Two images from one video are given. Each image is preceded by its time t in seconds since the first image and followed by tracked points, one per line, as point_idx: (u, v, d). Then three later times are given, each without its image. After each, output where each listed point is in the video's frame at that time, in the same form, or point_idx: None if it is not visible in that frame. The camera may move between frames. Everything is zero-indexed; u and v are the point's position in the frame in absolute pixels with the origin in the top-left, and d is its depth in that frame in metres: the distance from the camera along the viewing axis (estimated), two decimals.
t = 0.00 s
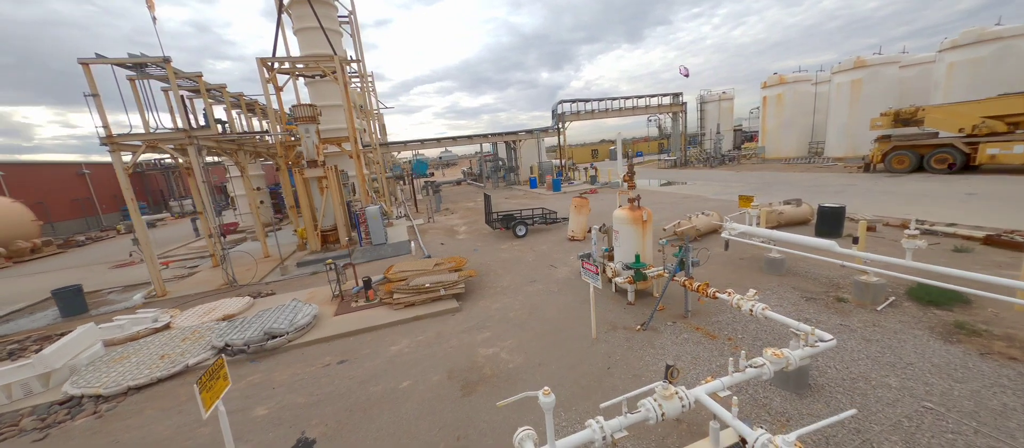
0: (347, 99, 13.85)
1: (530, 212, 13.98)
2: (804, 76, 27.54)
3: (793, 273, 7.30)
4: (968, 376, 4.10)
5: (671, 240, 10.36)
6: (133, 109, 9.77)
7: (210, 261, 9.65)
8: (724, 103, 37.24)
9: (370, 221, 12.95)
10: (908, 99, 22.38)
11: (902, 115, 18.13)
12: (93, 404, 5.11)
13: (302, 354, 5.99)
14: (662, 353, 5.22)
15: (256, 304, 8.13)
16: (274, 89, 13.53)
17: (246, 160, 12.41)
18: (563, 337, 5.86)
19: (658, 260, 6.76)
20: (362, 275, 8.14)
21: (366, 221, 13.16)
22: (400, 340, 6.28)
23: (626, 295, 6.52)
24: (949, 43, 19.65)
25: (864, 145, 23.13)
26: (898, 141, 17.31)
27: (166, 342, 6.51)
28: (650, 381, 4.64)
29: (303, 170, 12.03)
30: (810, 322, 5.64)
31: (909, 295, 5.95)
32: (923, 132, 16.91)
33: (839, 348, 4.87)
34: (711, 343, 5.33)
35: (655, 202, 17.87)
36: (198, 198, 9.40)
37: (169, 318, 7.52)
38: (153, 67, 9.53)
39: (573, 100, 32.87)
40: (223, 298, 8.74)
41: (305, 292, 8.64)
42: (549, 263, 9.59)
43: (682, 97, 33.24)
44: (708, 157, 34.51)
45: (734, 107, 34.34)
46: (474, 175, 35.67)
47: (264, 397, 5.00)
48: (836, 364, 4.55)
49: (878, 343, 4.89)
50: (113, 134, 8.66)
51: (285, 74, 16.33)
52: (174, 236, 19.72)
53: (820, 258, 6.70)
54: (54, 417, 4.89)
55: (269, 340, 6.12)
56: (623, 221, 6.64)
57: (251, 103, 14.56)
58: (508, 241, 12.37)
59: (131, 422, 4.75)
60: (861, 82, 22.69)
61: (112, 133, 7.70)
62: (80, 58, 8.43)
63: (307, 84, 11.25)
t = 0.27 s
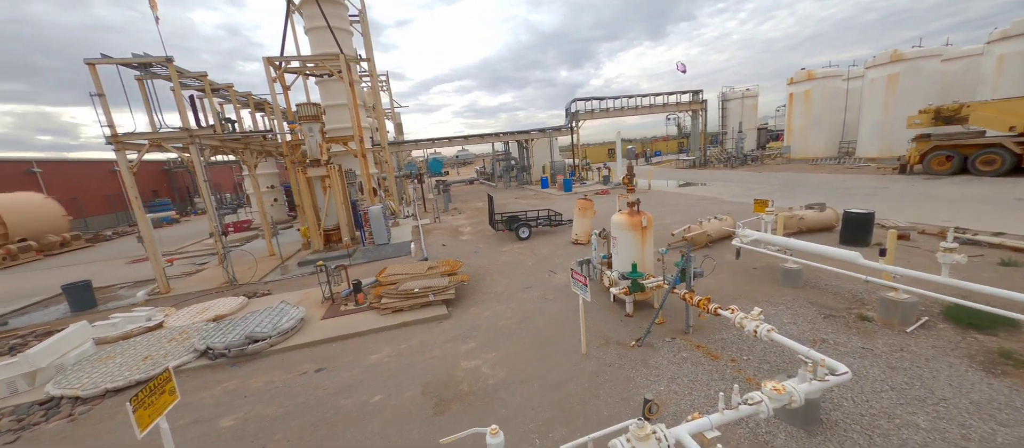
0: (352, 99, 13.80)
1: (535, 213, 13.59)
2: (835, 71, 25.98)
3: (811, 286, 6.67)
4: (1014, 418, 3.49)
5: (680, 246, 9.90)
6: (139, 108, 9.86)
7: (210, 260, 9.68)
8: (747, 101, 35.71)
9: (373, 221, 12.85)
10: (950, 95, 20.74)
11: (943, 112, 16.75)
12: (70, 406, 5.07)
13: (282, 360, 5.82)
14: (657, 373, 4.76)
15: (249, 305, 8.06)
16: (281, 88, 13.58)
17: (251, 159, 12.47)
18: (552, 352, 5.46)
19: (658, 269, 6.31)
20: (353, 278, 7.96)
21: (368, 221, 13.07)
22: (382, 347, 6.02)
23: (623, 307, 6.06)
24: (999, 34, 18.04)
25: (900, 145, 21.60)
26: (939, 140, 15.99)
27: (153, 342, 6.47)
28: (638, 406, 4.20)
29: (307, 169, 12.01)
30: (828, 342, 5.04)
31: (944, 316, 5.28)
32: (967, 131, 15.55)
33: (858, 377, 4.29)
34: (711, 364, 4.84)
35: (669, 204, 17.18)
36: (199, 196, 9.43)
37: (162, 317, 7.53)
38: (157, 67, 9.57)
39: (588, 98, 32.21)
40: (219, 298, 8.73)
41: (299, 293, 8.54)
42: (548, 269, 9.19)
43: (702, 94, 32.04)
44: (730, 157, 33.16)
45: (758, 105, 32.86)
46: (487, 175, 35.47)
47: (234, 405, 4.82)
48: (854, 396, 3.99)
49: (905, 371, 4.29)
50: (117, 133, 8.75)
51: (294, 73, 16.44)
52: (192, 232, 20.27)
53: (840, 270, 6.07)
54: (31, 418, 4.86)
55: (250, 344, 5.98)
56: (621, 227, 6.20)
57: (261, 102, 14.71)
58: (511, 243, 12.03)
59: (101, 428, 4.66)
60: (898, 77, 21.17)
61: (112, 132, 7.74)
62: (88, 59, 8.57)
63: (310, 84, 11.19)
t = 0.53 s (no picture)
0: (357, 98, 13.73)
1: (541, 215, 13.18)
2: (869, 65, 24.39)
3: (832, 302, 6.04)
4: None
5: (690, 252, 9.40)
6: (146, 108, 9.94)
7: (210, 259, 9.70)
8: (772, 98, 34.13)
9: (375, 221, 12.74)
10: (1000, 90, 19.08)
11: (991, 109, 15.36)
12: (46, 408, 5.01)
13: (260, 366, 5.64)
14: (649, 399, 4.31)
15: (241, 306, 7.98)
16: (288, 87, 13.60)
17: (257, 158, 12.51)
18: (538, 368, 5.07)
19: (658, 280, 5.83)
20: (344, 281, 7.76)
21: (371, 221, 12.96)
22: (363, 356, 5.77)
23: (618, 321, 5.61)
24: None
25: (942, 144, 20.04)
26: (986, 140, 14.67)
27: (140, 343, 6.43)
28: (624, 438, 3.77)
29: (310, 168, 11.97)
30: (848, 369, 4.46)
31: (988, 343, 4.61)
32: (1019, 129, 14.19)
33: (882, 414, 3.73)
34: (710, 390, 4.36)
35: (683, 207, 16.47)
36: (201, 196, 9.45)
37: (155, 317, 7.52)
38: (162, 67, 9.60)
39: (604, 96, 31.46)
40: (215, 298, 8.71)
41: (292, 294, 8.42)
42: (547, 274, 8.79)
43: (723, 92, 30.78)
44: (752, 157, 31.75)
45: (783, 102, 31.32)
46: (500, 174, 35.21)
47: (202, 415, 4.64)
48: (875, 437, 3.45)
49: (939, 409, 3.70)
50: (121, 132, 8.83)
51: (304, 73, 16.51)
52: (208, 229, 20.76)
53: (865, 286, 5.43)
54: (6, 420, 4.82)
55: (231, 350, 5.83)
56: (618, 234, 5.75)
57: (270, 102, 14.80)
58: (513, 246, 11.67)
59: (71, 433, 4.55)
60: (940, 71, 19.62)
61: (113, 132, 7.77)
62: (94, 59, 8.68)
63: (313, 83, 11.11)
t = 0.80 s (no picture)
0: (362, 97, 13.65)
1: (546, 217, 12.78)
2: (906, 59, 22.75)
3: (856, 322, 5.41)
4: None
5: (699, 260, 8.87)
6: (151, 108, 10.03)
7: (210, 259, 9.72)
8: (799, 96, 32.47)
9: (377, 222, 12.62)
10: None
11: None
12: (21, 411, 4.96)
13: (236, 374, 5.46)
14: (635, 431, 3.84)
15: (232, 307, 7.89)
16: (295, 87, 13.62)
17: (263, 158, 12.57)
18: (518, 389, 4.67)
19: (656, 293, 5.37)
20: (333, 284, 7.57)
21: (373, 221, 12.86)
22: (341, 365, 5.52)
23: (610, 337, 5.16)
24: None
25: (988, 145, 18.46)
26: None
27: (126, 344, 6.39)
28: None
29: (313, 168, 11.94)
30: (871, 403, 3.90)
31: None
32: None
33: None
34: (707, 422, 3.88)
35: (698, 210, 15.69)
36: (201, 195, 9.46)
37: (149, 317, 7.51)
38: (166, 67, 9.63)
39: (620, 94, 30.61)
40: (212, 298, 8.70)
41: (285, 297, 8.30)
42: (545, 281, 8.37)
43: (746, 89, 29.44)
44: (776, 157, 30.30)
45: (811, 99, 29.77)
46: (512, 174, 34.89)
47: (167, 425, 4.49)
48: None
49: None
50: (124, 132, 8.92)
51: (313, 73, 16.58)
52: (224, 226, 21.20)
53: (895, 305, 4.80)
54: None
55: (208, 356, 5.67)
56: (612, 242, 5.33)
57: (278, 101, 14.87)
58: (515, 249, 11.29)
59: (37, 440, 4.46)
60: (987, 64, 18.04)
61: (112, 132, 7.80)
62: (99, 59, 8.76)
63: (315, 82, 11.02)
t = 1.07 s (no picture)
0: (366, 96, 13.49)
1: (550, 220, 12.34)
2: (948, 53, 21.12)
3: (884, 347, 4.81)
4: None
5: (709, 270, 8.32)
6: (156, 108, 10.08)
7: (210, 259, 9.73)
8: (828, 93, 30.75)
9: (379, 223, 12.46)
10: None
11: None
12: None
13: (212, 382, 5.30)
14: None
15: (224, 309, 7.81)
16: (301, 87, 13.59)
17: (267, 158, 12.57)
18: (496, 413, 4.29)
19: (652, 309, 4.92)
20: (322, 288, 7.36)
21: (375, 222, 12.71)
22: (317, 376, 5.28)
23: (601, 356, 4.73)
24: None
25: None
26: None
27: (113, 345, 6.34)
28: None
29: (315, 168, 11.84)
30: None
31: None
32: None
33: None
34: None
35: (713, 213, 14.92)
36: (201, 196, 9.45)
37: (142, 317, 7.50)
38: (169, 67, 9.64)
39: (636, 92, 29.70)
40: (208, 298, 8.67)
41: (277, 299, 8.17)
42: (542, 289, 7.97)
43: (770, 86, 28.05)
44: (802, 158, 28.78)
45: (841, 97, 28.12)
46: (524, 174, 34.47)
47: (132, 437, 4.32)
48: None
49: None
50: (127, 131, 8.97)
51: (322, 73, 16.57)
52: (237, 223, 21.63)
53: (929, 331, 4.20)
54: None
55: (186, 361, 5.54)
56: (606, 252, 4.92)
57: (286, 101, 14.91)
58: (517, 253, 10.92)
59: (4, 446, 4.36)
60: None
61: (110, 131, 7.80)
62: (104, 60, 8.84)
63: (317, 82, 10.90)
